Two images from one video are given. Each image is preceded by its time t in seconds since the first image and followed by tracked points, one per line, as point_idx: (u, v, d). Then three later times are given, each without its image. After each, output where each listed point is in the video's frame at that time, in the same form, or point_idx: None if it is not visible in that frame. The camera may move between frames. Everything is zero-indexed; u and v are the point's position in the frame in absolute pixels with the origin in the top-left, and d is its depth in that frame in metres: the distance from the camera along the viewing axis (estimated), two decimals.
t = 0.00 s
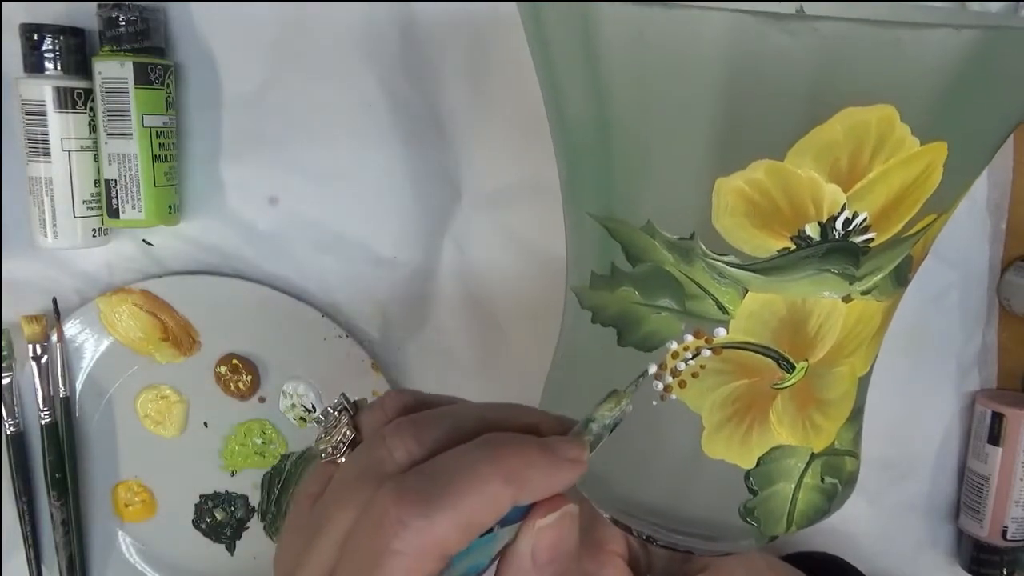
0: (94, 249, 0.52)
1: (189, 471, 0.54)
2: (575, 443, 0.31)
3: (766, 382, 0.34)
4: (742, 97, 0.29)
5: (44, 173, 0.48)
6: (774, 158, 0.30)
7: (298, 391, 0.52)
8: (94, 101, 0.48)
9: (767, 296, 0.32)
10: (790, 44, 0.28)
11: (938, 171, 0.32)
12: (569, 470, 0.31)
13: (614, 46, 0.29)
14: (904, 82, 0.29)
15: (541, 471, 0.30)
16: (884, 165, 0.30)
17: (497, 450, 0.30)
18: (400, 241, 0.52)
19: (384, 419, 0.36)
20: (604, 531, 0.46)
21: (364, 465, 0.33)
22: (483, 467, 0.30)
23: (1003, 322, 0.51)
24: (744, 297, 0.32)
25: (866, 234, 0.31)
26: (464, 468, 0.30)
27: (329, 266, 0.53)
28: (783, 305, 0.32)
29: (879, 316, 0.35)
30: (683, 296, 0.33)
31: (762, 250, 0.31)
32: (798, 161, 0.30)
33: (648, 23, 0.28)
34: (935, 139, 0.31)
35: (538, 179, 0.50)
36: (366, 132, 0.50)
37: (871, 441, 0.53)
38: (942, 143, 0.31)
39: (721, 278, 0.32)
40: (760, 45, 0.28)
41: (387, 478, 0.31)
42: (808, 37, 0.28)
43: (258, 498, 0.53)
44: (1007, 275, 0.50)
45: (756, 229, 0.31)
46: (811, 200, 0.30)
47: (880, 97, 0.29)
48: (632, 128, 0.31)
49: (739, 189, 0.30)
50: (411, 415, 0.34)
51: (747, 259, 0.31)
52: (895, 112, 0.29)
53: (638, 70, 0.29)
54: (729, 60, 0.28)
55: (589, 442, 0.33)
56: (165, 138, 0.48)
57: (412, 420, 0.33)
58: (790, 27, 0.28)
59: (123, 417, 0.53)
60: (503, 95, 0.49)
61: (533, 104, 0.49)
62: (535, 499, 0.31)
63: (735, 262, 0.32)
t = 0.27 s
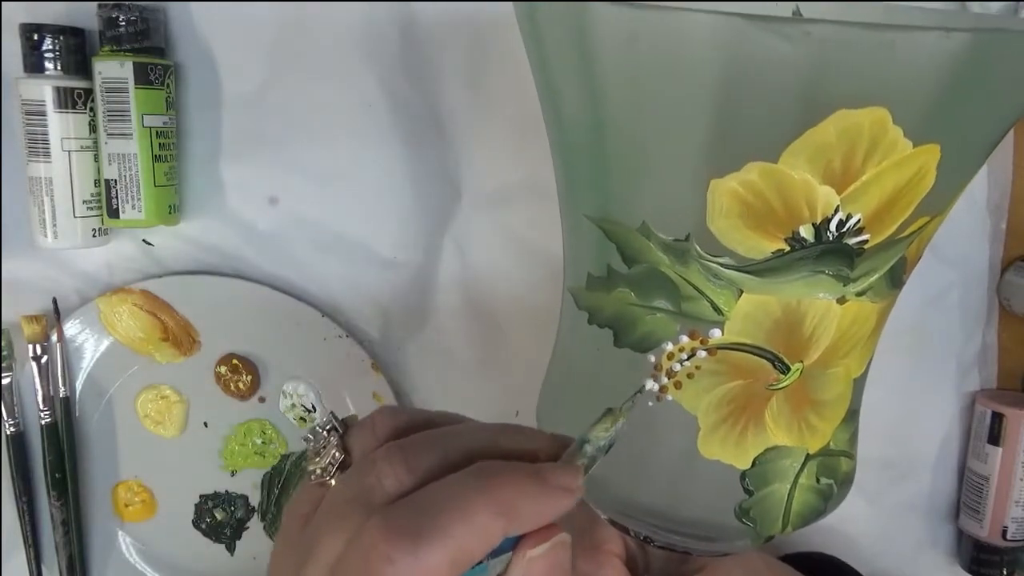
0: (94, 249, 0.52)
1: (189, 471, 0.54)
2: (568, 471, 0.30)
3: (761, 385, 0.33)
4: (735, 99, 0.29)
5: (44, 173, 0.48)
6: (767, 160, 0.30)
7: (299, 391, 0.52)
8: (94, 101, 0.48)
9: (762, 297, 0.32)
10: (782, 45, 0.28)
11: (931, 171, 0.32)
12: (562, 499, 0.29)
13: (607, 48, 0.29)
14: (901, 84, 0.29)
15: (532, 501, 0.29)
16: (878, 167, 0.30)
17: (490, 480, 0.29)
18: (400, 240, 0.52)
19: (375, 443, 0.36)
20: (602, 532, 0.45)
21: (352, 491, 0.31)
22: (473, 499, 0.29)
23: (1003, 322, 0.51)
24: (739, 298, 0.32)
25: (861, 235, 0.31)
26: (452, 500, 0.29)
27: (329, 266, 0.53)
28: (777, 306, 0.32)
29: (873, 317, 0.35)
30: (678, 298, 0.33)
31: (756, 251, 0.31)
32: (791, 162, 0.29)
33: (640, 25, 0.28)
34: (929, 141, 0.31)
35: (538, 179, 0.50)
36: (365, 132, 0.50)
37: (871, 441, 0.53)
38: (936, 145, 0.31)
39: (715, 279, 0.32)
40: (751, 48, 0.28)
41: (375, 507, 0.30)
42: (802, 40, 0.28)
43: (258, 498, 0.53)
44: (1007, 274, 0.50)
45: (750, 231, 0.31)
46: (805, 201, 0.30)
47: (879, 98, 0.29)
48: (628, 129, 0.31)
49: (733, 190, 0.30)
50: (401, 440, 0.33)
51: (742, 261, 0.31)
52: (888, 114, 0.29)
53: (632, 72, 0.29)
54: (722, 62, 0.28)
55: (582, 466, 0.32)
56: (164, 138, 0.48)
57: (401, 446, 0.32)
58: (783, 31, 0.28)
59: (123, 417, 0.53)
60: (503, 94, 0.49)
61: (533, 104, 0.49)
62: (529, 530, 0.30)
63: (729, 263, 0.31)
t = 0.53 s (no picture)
0: (94, 249, 0.52)
1: (189, 471, 0.54)
2: (630, 478, 0.31)
3: (757, 383, 0.34)
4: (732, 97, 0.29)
5: (44, 173, 0.48)
6: (762, 159, 0.30)
7: (299, 391, 0.53)
8: (94, 102, 0.48)
9: (757, 296, 0.32)
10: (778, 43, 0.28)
11: (927, 171, 0.32)
12: (628, 505, 0.31)
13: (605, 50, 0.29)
14: (898, 84, 0.29)
15: (605, 508, 0.31)
16: (872, 166, 0.30)
17: (567, 491, 0.30)
18: (399, 240, 0.52)
19: (434, 449, 0.36)
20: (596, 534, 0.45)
21: (421, 495, 0.32)
22: (550, 504, 0.30)
23: (1003, 322, 0.51)
24: (734, 297, 0.32)
25: (855, 235, 0.31)
26: (531, 503, 0.30)
27: (328, 266, 0.53)
28: (772, 305, 0.32)
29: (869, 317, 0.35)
30: (674, 296, 0.33)
31: (751, 250, 0.31)
32: (786, 161, 0.30)
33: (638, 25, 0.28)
34: (925, 140, 0.31)
35: (538, 178, 0.50)
36: (365, 132, 0.50)
37: (870, 441, 0.53)
38: (932, 144, 0.31)
39: (712, 278, 0.32)
40: (747, 47, 0.28)
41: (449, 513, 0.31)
42: (797, 39, 0.28)
43: (258, 498, 0.53)
44: (1007, 274, 0.50)
45: (745, 229, 0.31)
46: (800, 199, 0.30)
47: (875, 99, 0.29)
48: (625, 130, 0.31)
49: (728, 189, 0.31)
50: (464, 445, 0.34)
51: (737, 259, 0.32)
52: (883, 113, 0.29)
53: (630, 73, 0.29)
54: (719, 61, 0.28)
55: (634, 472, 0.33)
56: (164, 138, 0.48)
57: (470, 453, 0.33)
58: (779, 30, 0.28)
59: (123, 417, 0.53)
60: (503, 95, 0.49)
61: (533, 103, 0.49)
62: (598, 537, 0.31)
63: (725, 262, 0.32)
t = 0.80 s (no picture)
0: (94, 249, 0.52)
1: (189, 471, 0.54)
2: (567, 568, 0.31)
3: (760, 383, 0.34)
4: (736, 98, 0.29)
5: (44, 173, 0.48)
6: (768, 159, 0.30)
7: (299, 391, 0.53)
8: (94, 102, 0.48)
9: (761, 296, 0.32)
10: (783, 45, 0.28)
11: (932, 172, 0.32)
12: None
13: (608, 48, 0.29)
14: (901, 87, 0.29)
15: None
16: (878, 167, 0.30)
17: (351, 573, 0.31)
18: (400, 240, 0.52)
19: (347, 534, 0.33)
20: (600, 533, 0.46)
21: None
22: None
23: (1003, 322, 0.51)
24: (738, 297, 0.32)
25: (861, 235, 0.31)
26: None
27: (328, 266, 0.52)
28: (776, 306, 0.32)
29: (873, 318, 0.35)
30: (679, 296, 0.33)
31: (756, 250, 0.31)
32: (790, 161, 0.30)
33: (641, 25, 0.28)
34: (929, 141, 0.31)
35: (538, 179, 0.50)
36: (365, 132, 0.50)
37: (871, 441, 0.53)
38: (936, 145, 0.31)
39: (716, 278, 0.32)
40: (752, 49, 0.28)
41: None
42: (802, 40, 0.28)
43: (258, 498, 0.53)
44: (1007, 275, 0.50)
45: (749, 229, 0.31)
46: (805, 200, 0.30)
47: (879, 100, 0.29)
48: (628, 129, 0.31)
49: (732, 189, 0.31)
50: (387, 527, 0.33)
51: (742, 259, 0.32)
52: (889, 115, 0.29)
53: (632, 72, 0.29)
54: (721, 61, 0.28)
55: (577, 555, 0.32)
56: (164, 138, 0.48)
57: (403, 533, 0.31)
58: (783, 31, 0.27)
59: (123, 417, 0.53)
60: (503, 95, 0.49)
61: (533, 104, 0.49)
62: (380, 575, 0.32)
63: (729, 262, 0.32)
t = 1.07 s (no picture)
0: (94, 249, 0.52)
1: (189, 471, 0.54)
2: None
3: (760, 390, 0.34)
4: (735, 101, 0.29)
5: (44, 173, 0.48)
6: (765, 166, 0.30)
7: (299, 391, 0.53)
8: (94, 102, 0.48)
9: (761, 303, 0.32)
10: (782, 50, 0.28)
11: (940, 181, 0.32)
12: None
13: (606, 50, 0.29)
14: (902, 92, 0.29)
15: None
16: (880, 176, 0.30)
17: None
18: (399, 240, 0.52)
19: None
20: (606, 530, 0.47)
21: None
22: None
23: (1003, 322, 0.51)
24: (738, 304, 0.32)
25: (864, 244, 0.31)
26: None
27: (328, 267, 0.52)
28: (776, 313, 0.32)
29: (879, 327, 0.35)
30: (677, 302, 0.33)
31: (755, 258, 0.31)
32: (789, 169, 0.30)
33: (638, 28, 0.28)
34: (937, 150, 0.31)
35: (538, 178, 0.50)
36: (365, 131, 0.50)
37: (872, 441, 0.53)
38: (945, 154, 0.31)
39: (715, 284, 0.32)
40: (750, 54, 0.28)
41: None
42: (800, 45, 0.27)
43: (258, 498, 0.53)
44: (1007, 275, 0.50)
45: (748, 236, 0.31)
46: (805, 208, 0.30)
47: (879, 107, 0.29)
48: (626, 130, 0.31)
49: (729, 195, 0.31)
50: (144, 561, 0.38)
51: (741, 266, 0.32)
52: (892, 122, 0.29)
53: (630, 74, 0.29)
54: (719, 65, 0.28)
55: None
56: (164, 138, 0.48)
57: None
58: (782, 36, 0.27)
59: (122, 417, 0.53)
60: (502, 95, 0.49)
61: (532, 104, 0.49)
62: None
63: (728, 268, 0.32)
